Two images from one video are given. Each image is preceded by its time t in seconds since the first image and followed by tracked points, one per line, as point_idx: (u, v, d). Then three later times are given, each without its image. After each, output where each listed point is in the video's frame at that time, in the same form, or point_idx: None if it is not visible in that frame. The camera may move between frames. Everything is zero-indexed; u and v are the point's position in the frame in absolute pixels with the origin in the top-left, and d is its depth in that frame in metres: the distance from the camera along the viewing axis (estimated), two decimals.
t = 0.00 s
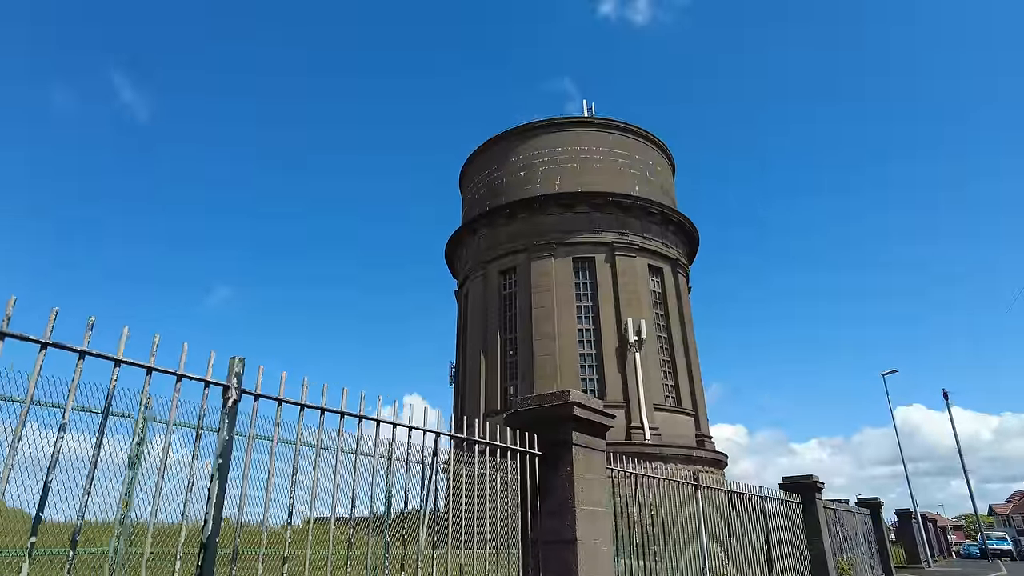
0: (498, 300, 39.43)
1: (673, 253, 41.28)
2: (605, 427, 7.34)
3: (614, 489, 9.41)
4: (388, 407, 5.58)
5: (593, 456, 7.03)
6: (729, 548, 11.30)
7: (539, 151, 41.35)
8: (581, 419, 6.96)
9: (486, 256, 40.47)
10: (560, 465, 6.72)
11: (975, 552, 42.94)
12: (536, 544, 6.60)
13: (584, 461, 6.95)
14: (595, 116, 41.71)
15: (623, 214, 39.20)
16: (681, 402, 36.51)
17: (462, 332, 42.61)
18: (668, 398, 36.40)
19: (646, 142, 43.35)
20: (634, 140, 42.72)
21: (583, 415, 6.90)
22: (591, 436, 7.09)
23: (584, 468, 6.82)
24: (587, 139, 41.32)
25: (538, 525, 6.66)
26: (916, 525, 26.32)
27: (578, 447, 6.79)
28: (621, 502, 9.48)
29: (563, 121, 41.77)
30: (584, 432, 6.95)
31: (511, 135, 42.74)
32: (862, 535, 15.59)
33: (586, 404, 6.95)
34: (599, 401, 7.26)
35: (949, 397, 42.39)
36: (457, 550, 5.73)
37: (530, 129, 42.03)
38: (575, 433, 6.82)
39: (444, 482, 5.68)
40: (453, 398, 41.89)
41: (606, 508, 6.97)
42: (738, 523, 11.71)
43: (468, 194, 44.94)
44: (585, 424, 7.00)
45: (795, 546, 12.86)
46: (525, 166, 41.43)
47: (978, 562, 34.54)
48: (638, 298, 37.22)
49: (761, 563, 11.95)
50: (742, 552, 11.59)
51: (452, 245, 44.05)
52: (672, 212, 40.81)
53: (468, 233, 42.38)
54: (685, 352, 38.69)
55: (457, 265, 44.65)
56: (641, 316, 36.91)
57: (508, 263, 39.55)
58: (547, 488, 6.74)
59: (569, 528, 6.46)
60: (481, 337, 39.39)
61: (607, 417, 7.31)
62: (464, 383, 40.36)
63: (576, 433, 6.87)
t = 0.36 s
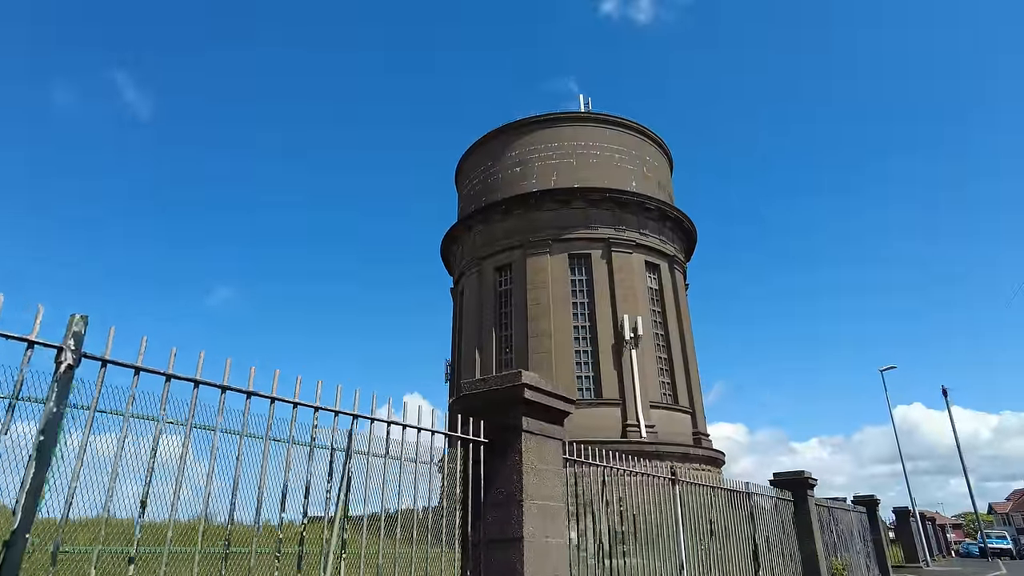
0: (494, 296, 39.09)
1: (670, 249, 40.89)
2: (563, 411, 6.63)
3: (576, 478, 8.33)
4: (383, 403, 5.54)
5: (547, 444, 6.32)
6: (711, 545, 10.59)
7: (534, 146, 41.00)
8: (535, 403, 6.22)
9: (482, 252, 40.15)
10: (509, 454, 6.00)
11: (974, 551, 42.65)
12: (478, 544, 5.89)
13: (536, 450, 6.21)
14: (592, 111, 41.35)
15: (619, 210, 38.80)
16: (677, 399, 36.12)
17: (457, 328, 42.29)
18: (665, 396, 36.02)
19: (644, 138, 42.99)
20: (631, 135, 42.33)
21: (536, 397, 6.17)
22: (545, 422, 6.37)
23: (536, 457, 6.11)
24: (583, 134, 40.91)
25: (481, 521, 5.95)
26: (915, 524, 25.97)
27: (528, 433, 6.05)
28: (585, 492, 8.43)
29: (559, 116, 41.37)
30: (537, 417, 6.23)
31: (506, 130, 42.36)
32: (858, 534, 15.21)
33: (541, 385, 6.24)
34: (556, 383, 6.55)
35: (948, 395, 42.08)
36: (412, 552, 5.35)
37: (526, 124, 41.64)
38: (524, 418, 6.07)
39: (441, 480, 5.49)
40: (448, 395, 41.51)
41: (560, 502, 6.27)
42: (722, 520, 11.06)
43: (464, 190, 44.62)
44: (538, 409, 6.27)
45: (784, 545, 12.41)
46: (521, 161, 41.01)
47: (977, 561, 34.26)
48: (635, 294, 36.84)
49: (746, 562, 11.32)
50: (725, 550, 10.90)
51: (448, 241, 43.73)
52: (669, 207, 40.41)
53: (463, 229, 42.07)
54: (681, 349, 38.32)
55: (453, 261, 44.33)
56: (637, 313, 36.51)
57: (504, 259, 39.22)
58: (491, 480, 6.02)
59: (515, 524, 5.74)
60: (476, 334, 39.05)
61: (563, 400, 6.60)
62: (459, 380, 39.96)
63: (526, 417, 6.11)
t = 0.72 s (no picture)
0: (489, 292, 38.72)
1: (668, 245, 40.51)
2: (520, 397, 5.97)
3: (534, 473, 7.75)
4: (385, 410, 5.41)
5: (499, 431, 5.63)
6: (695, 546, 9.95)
7: (530, 141, 40.61)
8: (486, 387, 5.53)
9: (477, 248, 39.79)
10: (456, 443, 5.27)
11: (974, 549, 42.32)
12: (417, 545, 5.18)
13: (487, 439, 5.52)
14: (588, 106, 40.96)
15: (616, 205, 38.41)
16: (675, 396, 35.73)
17: (452, 325, 41.93)
18: (662, 392, 35.63)
19: (641, 132, 42.59)
20: (628, 130, 41.94)
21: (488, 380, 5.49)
22: (497, 407, 5.69)
23: (487, 447, 5.42)
24: (579, 129, 40.52)
25: (419, 518, 5.26)
26: (914, 521, 25.63)
27: (477, 419, 5.34)
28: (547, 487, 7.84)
29: (555, 110, 40.98)
30: (488, 401, 5.53)
31: (502, 125, 41.98)
32: (856, 532, 14.83)
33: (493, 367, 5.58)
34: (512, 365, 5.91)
35: (948, 391, 41.67)
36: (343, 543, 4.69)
37: (522, 118, 41.25)
38: (474, 401, 5.36)
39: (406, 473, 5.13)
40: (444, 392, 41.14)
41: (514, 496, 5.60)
42: (710, 521, 10.46)
43: (460, 185, 44.27)
44: (491, 394, 5.59)
45: (778, 545, 11.95)
46: (517, 156, 40.62)
47: (977, 559, 33.93)
48: (632, 290, 36.46)
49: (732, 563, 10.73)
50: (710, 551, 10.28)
51: (443, 237, 43.37)
52: (667, 203, 40.00)
53: (459, 225, 41.70)
54: (679, 346, 37.93)
55: (449, 258, 43.96)
56: (634, 309, 36.13)
57: (500, 255, 38.85)
58: (432, 472, 5.33)
59: (458, 524, 5.02)
60: (472, 330, 38.69)
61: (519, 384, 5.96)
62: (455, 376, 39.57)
63: (477, 401, 5.41)
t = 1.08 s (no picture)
0: (486, 289, 38.29)
1: (666, 242, 40.10)
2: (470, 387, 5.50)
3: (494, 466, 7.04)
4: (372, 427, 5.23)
5: (442, 424, 5.15)
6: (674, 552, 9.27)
7: (528, 137, 40.18)
8: (428, 374, 5.07)
9: (474, 245, 39.35)
10: (388, 437, 4.81)
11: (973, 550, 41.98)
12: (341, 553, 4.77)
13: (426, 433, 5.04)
14: (586, 101, 40.52)
15: (614, 202, 38.01)
16: (672, 395, 35.34)
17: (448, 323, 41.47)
18: (660, 392, 35.23)
19: (639, 129, 42.17)
20: (626, 126, 41.53)
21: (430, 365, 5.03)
22: (441, 396, 5.22)
23: (425, 443, 4.92)
24: (577, 125, 40.11)
25: (347, 520, 4.82)
26: (915, 522, 25.30)
27: (415, 412, 4.87)
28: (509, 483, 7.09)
29: (553, 106, 40.59)
30: (429, 390, 5.06)
31: (499, 121, 41.56)
32: (855, 533, 14.43)
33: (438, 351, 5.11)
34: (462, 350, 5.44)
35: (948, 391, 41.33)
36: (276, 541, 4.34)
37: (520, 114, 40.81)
38: (411, 390, 4.90)
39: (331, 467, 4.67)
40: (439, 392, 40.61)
41: (457, 495, 5.10)
42: (700, 520, 10.02)
43: (456, 182, 43.82)
44: (434, 383, 5.12)
45: (773, 547, 11.50)
46: (514, 152, 40.20)
47: (977, 561, 33.61)
48: (630, 288, 36.06)
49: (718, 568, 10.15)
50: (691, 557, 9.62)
51: (440, 234, 42.90)
52: (665, 200, 39.59)
53: (455, 222, 41.25)
54: (677, 344, 37.52)
55: (445, 255, 43.49)
56: (632, 306, 35.73)
57: (496, 252, 38.45)
58: (363, 473, 4.84)
59: (386, 529, 4.56)
60: (468, 328, 38.24)
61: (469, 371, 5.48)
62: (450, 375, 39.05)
63: (414, 389, 4.95)
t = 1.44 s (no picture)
0: (481, 288, 37.94)
1: (663, 240, 39.75)
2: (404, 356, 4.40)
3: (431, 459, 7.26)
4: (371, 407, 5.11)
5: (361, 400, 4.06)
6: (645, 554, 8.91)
7: (524, 134, 39.87)
8: (342, 339, 4.01)
9: (469, 243, 39.02)
10: (286, 410, 3.76)
11: (974, 552, 41.66)
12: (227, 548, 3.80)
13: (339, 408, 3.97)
14: (582, 98, 40.18)
15: (610, 200, 37.66)
16: (669, 394, 34.96)
17: (444, 321, 41.08)
18: (656, 391, 34.85)
19: (636, 126, 41.85)
20: (623, 123, 41.18)
21: (343, 327, 3.94)
22: (361, 367, 4.15)
23: (333, 419, 3.84)
24: (573, 122, 39.77)
25: (236, 509, 3.83)
26: (914, 522, 24.99)
27: (320, 380, 3.80)
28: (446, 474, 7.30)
29: (548, 103, 40.20)
30: (343, 358, 3.98)
31: (495, 118, 41.23)
32: (853, 534, 14.10)
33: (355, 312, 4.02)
34: (393, 314, 4.35)
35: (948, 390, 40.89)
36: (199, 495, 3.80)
37: (516, 111, 40.49)
38: (318, 355, 3.82)
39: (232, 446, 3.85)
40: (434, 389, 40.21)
41: (380, 485, 4.03)
42: (679, 520, 9.79)
43: (452, 180, 43.49)
44: (352, 349, 4.04)
45: (766, 547, 11.20)
46: (509, 150, 39.82)
47: (977, 562, 33.28)
48: (626, 286, 35.69)
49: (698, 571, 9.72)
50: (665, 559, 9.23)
51: (435, 233, 42.59)
52: (662, 197, 39.22)
53: (450, 220, 40.92)
54: (673, 343, 37.13)
55: (440, 254, 43.14)
56: (627, 305, 35.37)
57: (491, 250, 38.10)
58: (261, 452, 3.82)
59: (278, 520, 3.53)
60: (463, 326, 37.89)
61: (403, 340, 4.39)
62: (444, 373, 38.62)
63: (322, 355, 3.87)
